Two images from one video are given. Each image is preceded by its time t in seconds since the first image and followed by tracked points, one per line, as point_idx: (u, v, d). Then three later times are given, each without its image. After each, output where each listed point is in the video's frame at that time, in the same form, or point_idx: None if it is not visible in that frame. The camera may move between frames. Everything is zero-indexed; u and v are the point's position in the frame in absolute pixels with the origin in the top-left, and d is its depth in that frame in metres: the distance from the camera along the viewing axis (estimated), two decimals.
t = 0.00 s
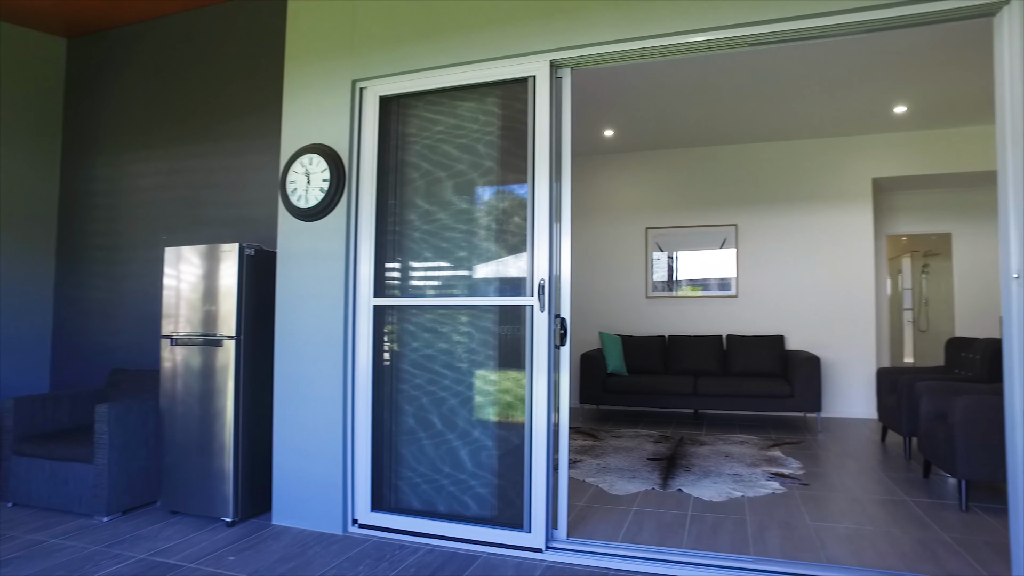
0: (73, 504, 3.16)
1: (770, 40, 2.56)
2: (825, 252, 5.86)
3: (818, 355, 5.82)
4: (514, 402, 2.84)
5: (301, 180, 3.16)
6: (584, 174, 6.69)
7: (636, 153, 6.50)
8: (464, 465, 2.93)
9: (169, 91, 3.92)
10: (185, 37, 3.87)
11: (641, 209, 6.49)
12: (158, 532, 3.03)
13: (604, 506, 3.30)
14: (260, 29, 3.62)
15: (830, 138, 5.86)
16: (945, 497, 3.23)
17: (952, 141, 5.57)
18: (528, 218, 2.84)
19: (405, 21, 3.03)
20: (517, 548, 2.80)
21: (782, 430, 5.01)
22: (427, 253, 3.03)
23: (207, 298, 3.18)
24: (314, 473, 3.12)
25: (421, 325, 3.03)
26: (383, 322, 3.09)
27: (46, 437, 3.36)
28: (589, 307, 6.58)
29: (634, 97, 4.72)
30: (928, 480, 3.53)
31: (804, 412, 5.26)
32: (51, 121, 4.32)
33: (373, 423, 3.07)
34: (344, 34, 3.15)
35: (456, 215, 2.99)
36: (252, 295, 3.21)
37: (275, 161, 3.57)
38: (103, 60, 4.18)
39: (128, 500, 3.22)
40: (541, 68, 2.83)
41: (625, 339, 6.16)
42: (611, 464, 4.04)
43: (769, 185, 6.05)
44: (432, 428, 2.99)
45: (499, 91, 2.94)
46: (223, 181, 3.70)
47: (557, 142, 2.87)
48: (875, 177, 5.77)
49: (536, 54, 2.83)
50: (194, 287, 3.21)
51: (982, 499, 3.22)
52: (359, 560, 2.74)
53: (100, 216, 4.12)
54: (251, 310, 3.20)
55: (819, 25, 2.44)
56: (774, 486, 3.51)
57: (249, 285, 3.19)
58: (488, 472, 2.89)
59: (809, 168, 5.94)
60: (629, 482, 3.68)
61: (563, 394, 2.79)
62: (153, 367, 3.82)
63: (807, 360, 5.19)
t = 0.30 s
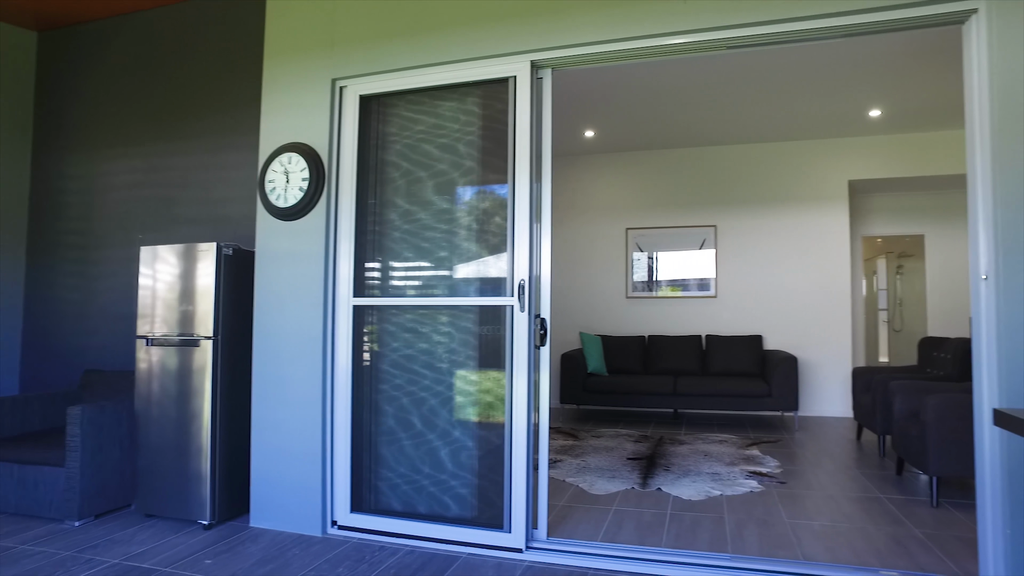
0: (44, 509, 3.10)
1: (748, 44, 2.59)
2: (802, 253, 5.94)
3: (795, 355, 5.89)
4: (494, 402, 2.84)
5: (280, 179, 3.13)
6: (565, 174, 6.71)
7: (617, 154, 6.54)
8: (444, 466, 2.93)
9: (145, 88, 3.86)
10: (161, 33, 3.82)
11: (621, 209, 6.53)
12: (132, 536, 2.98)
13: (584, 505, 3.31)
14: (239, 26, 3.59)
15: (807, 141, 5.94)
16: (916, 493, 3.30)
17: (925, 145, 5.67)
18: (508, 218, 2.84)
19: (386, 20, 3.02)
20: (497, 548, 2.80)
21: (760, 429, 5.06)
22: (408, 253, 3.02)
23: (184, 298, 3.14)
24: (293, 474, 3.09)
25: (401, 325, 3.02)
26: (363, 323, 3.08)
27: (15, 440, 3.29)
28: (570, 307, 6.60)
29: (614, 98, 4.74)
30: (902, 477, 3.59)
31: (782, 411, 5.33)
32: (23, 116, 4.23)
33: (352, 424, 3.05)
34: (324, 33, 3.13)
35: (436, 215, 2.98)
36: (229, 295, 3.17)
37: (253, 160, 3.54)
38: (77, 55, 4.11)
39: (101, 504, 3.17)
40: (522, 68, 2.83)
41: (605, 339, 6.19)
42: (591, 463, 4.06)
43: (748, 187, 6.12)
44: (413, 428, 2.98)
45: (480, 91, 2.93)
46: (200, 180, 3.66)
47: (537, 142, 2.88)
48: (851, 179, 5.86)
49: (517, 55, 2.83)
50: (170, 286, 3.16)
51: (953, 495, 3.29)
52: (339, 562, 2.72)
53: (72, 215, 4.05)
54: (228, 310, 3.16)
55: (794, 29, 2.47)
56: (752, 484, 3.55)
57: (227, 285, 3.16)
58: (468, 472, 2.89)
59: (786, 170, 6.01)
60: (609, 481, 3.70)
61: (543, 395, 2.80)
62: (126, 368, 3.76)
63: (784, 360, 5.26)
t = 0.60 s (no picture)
0: (13, 514, 3.03)
1: (725, 46, 2.62)
2: (780, 254, 6.01)
3: (774, 355, 5.96)
4: (474, 403, 2.84)
5: (259, 178, 3.10)
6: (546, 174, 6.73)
7: (597, 155, 6.57)
8: (425, 466, 2.92)
9: (119, 84, 3.81)
10: (136, 29, 3.77)
11: (602, 210, 6.56)
12: (106, 540, 2.93)
13: (564, 505, 3.32)
14: (217, 24, 3.57)
15: (785, 143, 6.02)
16: (890, 490, 3.36)
17: (899, 148, 5.77)
18: (489, 218, 2.84)
19: (366, 18, 3.00)
20: (477, 549, 2.80)
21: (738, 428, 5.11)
22: (388, 253, 3.01)
23: (160, 298, 3.09)
24: (272, 475, 3.06)
25: (382, 325, 3.00)
26: (343, 323, 3.06)
27: None
28: (551, 307, 6.62)
29: (594, 99, 4.76)
30: (876, 474, 3.65)
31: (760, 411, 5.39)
32: None
33: (332, 425, 3.03)
34: (303, 31, 3.10)
35: (417, 214, 2.97)
36: (207, 295, 3.14)
37: (232, 158, 3.51)
38: (48, 49, 4.03)
39: (72, 508, 3.11)
40: (503, 68, 2.83)
41: (586, 339, 6.21)
42: (571, 463, 4.07)
43: (727, 188, 6.18)
44: (393, 429, 2.97)
45: (461, 91, 2.93)
46: (177, 179, 3.63)
47: (518, 143, 2.88)
48: (827, 181, 5.94)
49: (498, 55, 2.83)
50: (146, 286, 3.12)
51: (925, 491, 3.35)
52: (318, 564, 2.70)
53: (44, 213, 3.98)
54: (205, 311, 3.13)
55: (772, 32, 2.50)
56: (731, 483, 3.59)
57: (204, 286, 3.12)
58: (449, 473, 2.88)
59: (765, 172, 6.08)
60: (589, 481, 3.71)
61: (523, 394, 2.80)
62: (99, 369, 3.70)
63: (763, 360, 5.32)
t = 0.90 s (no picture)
0: None
1: (703, 48, 2.64)
2: (758, 255, 6.08)
3: (752, 354, 6.03)
4: (453, 402, 2.83)
5: (237, 176, 3.06)
6: (526, 174, 6.74)
7: (577, 155, 6.60)
8: (404, 466, 2.90)
9: (93, 80, 3.75)
10: (111, 24, 3.71)
11: (582, 210, 6.59)
12: (77, 545, 2.88)
13: (544, 505, 3.33)
14: (194, 21, 3.53)
15: (763, 145, 6.09)
16: (864, 487, 3.41)
17: (875, 151, 5.86)
18: (469, 218, 2.83)
19: (346, 16, 2.99)
20: (457, 549, 2.79)
21: (716, 427, 5.16)
22: (368, 253, 2.99)
23: (135, 297, 3.04)
24: (250, 477, 3.03)
25: (362, 325, 2.98)
26: (322, 322, 3.03)
27: None
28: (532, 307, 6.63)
29: (574, 99, 4.77)
30: (851, 472, 3.71)
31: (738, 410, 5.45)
32: None
33: (310, 425, 3.01)
34: (283, 28, 3.08)
35: (397, 213, 2.96)
36: (183, 295, 3.10)
37: (210, 156, 3.48)
38: (18, 42, 3.95)
39: (42, 512, 3.05)
40: (483, 68, 2.83)
41: (566, 339, 6.23)
42: (551, 463, 4.08)
43: (706, 189, 6.23)
44: (373, 429, 2.95)
45: (442, 90, 2.92)
46: (153, 177, 3.58)
47: (499, 143, 2.88)
48: (805, 183, 6.02)
49: (479, 54, 2.83)
50: (121, 285, 3.07)
51: (898, 488, 3.41)
52: (296, 566, 2.68)
53: (13, 209, 3.90)
54: (182, 311, 3.09)
55: (749, 35, 2.53)
56: (709, 481, 3.62)
57: (180, 285, 3.08)
58: (429, 473, 2.87)
59: (743, 173, 6.14)
60: (569, 480, 3.72)
61: (503, 394, 2.80)
62: (70, 369, 3.64)
63: (741, 360, 5.37)
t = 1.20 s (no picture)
0: None
1: (680, 51, 2.67)
2: (737, 256, 6.14)
3: (730, 354, 6.09)
4: (433, 403, 2.82)
5: (214, 174, 3.03)
6: (507, 174, 6.74)
7: (558, 155, 6.61)
8: (384, 467, 2.89)
9: (66, 76, 3.69)
10: (85, 19, 3.65)
11: (563, 210, 6.60)
12: (48, 550, 2.82)
13: (524, 505, 3.33)
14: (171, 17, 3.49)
15: (742, 147, 6.15)
16: (840, 485, 3.46)
17: (851, 154, 5.94)
18: (450, 218, 2.83)
19: (325, 14, 2.97)
20: (437, 550, 2.78)
21: (695, 426, 5.20)
22: (348, 252, 2.97)
23: (109, 297, 2.99)
24: (227, 479, 2.99)
25: (341, 325, 2.96)
26: (301, 322, 3.01)
27: None
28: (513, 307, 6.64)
29: (554, 99, 4.78)
30: (827, 470, 3.76)
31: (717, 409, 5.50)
32: None
33: (289, 426, 2.98)
34: (261, 25, 3.05)
35: (377, 213, 2.95)
36: (158, 294, 3.05)
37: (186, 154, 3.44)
38: None
39: (11, 517, 2.99)
40: (464, 68, 2.82)
41: (547, 339, 6.25)
42: (531, 463, 4.08)
43: (686, 190, 6.28)
44: (352, 429, 2.93)
45: (422, 89, 2.91)
46: (128, 175, 3.53)
47: (480, 143, 2.88)
48: (783, 185, 6.10)
49: (460, 54, 2.82)
50: (94, 284, 3.01)
51: (872, 486, 3.46)
52: (274, 568, 2.65)
53: None
54: (157, 310, 3.04)
55: (726, 39, 2.56)
56: (688, 481, 3.65)
57: (156, 285, 3.04)
58: (408, 474, 2.86)
59: (722, 175, 6.20)
60: (549, 480, 3.73)
61: (483, 395, 2.80)
62: (40, 370, 3.57)
63: (720, 360, 5.41)
